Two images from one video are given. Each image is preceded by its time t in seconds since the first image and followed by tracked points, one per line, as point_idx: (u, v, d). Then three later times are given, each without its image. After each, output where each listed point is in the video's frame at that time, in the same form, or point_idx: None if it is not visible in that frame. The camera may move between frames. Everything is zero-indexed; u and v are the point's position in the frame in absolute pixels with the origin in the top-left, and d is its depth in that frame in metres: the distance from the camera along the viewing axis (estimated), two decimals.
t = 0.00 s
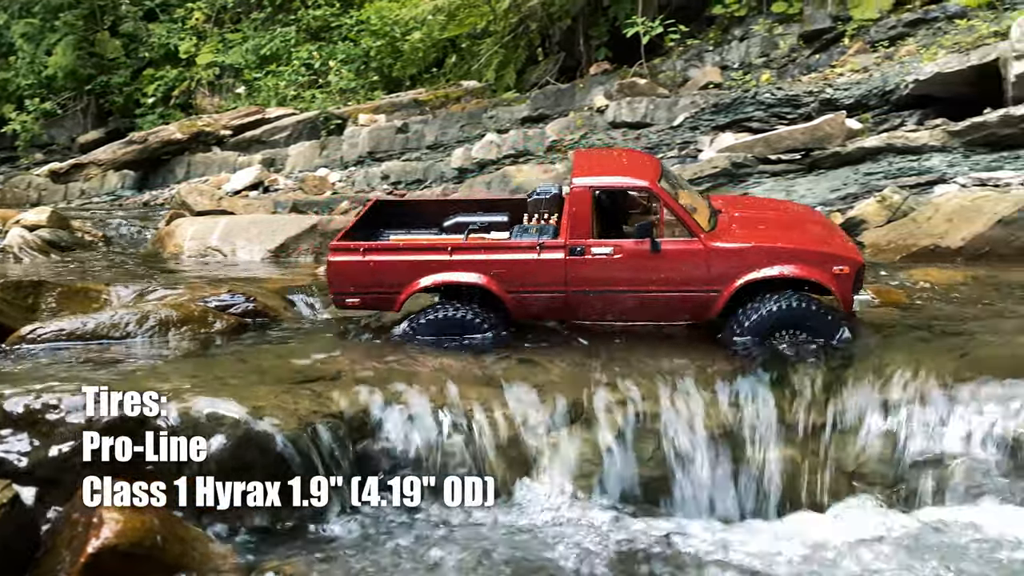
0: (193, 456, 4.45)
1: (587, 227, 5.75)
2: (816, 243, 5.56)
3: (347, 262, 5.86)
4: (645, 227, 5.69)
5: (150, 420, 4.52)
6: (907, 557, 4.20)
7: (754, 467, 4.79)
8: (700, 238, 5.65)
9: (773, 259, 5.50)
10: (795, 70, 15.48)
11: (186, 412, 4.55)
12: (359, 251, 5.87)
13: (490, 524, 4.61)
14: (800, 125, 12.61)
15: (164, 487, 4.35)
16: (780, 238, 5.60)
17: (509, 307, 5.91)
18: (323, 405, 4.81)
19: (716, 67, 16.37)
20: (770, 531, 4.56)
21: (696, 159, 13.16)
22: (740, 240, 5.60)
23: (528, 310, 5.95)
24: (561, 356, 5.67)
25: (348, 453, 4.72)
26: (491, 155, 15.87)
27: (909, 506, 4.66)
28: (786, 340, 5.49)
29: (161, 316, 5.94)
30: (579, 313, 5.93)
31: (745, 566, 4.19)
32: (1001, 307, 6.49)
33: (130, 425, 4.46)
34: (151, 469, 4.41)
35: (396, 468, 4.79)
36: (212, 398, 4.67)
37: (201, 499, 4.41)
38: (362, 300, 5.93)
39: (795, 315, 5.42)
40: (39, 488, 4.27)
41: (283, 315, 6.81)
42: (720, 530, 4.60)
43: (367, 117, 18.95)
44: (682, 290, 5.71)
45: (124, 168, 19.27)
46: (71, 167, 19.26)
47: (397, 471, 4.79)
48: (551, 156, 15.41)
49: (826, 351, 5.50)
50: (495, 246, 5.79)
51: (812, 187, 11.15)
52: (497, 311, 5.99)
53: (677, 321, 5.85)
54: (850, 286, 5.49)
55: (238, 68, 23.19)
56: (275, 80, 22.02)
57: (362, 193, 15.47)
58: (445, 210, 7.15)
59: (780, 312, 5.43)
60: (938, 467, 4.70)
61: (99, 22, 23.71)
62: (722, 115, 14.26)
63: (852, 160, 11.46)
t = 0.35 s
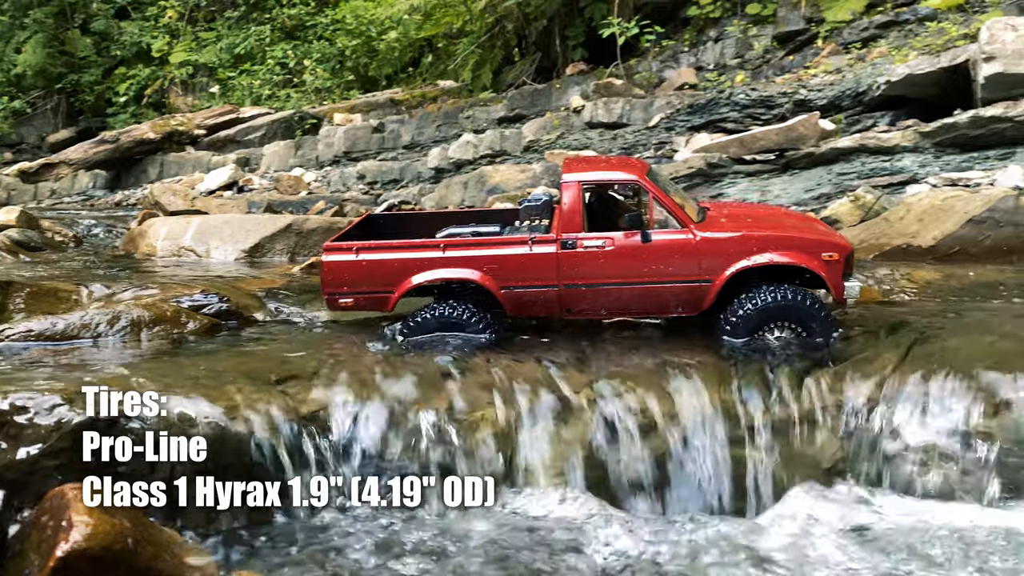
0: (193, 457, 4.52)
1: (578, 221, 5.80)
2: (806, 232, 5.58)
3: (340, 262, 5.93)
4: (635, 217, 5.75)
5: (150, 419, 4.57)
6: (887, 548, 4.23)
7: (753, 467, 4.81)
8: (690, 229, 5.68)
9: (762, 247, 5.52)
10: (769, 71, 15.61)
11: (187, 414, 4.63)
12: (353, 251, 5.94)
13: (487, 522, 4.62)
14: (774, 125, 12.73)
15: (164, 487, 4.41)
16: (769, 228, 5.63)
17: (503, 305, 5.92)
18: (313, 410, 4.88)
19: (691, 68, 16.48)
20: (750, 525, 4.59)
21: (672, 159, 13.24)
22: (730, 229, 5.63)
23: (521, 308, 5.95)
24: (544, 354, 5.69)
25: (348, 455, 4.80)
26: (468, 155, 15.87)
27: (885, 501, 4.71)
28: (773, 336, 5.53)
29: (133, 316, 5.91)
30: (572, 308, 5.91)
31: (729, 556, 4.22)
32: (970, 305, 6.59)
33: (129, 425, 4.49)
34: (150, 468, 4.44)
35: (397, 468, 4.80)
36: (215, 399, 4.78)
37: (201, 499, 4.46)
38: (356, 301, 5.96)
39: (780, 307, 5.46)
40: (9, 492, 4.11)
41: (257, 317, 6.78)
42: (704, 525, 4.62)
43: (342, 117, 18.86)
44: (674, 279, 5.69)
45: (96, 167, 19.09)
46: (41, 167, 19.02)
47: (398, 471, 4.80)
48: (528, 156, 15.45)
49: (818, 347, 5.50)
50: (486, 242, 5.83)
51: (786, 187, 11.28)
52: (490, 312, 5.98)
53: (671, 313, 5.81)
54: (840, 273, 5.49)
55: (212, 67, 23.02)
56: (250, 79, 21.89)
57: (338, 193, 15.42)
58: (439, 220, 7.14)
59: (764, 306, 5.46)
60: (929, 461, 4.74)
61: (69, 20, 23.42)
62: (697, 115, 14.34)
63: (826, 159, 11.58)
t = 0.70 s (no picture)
0: (193, 456, 4.60)
1: (552, 226, 5.81)
2: (781, 225, 5.57)
3: (314, 277, 5.97)
4: (609, 220, 5.75)
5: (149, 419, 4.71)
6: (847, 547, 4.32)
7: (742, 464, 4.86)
8: (664, 229, 5.69)
9: (738, 244, 5.52)
10: (737, 72, 15.75)
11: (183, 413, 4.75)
12: (326, 266, 5.97)
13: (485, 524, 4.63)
14: (742, 127, 12.86)
15: (164, 487, 4.55)
16: (745, 223, 5.62)
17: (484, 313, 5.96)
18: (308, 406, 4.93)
19: (661, 69, 16.58)
20: (726, 516, 4.60)
21: (642, 160, 13.33)
22: (704, 228, 5.63)
23: (503, 314, 6.00)
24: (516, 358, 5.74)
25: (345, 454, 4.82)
26: (439, 155, 15.84)
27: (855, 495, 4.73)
28: (754, 335, 5.51)
29: (92, 319, 5.93)
30: (552, 311, 5.94)
31: (699, 553, 4.26)
32: (931, 304, 6.70)
33: (126, 423, 4.63)
34: (150, 467, 4.57)
35: (385, 466, 4.81)
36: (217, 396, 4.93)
37: (202, 499, 4.57)
38: (332, 315, 6.01)
39: (762, 306, 5.42)
40: None
41: (221, 318, 6.75)
42: (683, 513, 4.64)
43: (312, 116, 18.76)
44: (652, 281, 5.72)
45: (61, 167, 18.74)
46: (5, 166, 18.71)
47: (398, 471, 4.82)
48: (500, 156, 15.45)
49: (796, 344, 5.53)
50: (460, 251, 5.85)
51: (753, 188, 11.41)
52: (470, 313, 5.99)
53: (651, 314, 5.85)
54: (817, 266, 5.49)
55: (180, 66, 22.81)
56: (219, 79, 21.72)
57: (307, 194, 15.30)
58: (412, 221, 7.11)
59: (747, 305, 5.42)
60: (946, 450, 4.66)
61: (33, 17, 23.06)
62: (667, 116, 14.42)
63: (792, 159, 11.73)
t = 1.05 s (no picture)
0: (193, 456, 4.99)
1: (552, 225, 5.90)
2: (781, 220, 5.72)
3: (309, 280, 6.00)
4: (609, 219, 5.86)
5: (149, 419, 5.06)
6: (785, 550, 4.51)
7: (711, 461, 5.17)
8: (665, 226, 5.82)
9: (739, 240, 5.67)
10: (701, 74, 15.90)
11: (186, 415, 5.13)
12: (320, 269, 6.00)
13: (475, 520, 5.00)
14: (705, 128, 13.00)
15: (164, 488, 4.91)
16: (744, 218, 5.77)
17: (482, 312, 6.06)
18: (317, 405, 5.31)
19: (626, 70, 16.67)
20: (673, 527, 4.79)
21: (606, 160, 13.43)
22: (705, 224, 5.77)
23: (501, 311, 6.10)
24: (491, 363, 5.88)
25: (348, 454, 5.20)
26: (405, 155, 15.81)
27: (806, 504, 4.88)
28: (754, 336, 5.67)
29: (38, 320, 5.93)
30: (551, 310, 6.07)
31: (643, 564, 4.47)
32: (884, 302, 6.87)
33: (126, 422, 4.98)
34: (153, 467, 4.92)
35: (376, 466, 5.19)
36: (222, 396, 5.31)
37: (202, 499, 4.97)
38: (328, 316, 6.07)
39: (767, 309, 5.57)
40: None
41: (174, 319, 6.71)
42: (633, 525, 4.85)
43: (276, 115, 18.61)
44: (651, 278, 5.86)
45: (17, 166, 18.36)
46: None
47: (399, 471, 5.19)
48: (465, 156, 15.45)
49: (792, 345, 5.72)
50: (458, 252, 5.93)
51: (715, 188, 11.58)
52: (467, 310, 6.08)
53: (648, 309, 6.01)
54: (817, 260, 5.66)
55: (141, 64, 22.50)
56: (181, 77, 21.44)
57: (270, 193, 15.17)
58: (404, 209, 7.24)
59: (752, 308, 5.56)
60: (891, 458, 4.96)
61: None
62: (632, 116, 14.51)
63: (752, 159, 11.94)
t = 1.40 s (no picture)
0: (193, 456, 5.12)
1: (535, 218, 5.84)
2: (765, 203, 5.67)
3: (293, 284, 5.99)
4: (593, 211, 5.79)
5: (149, 419, 5.16)
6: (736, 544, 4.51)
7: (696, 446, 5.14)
8: (647, 215, 5.78)
9: (723, 226, 5.63)
10: (663, 74, 16.01)
11: (189, 415, 5.21)
12: (304, 273, 6.00)
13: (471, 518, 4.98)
14: (667, 126, 13.11)
15: (163, 487, 5.06)
16: (728, 203, 5.72)
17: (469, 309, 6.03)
18: (318, 403, 5.32)
19: (590, 70, 16.75)
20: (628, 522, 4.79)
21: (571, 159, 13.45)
22: (687, 212, 5.73)
23: (490, 306, 6.08)
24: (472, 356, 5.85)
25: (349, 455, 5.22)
26: (368, 153, 15.75)
27: (764, 501, 4.86)
28: (743, 328, 5.58)
29: None
30: (539, 302, 6.04)
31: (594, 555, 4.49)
32: (839, 298, 6.98)
33: (126, 425, 5.10)
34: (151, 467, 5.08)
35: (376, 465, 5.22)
36: (227, 391, 5.35)
37: (203, 497, 5.08)
38: (315, 318, 6.09)
39: (753, 303, 5.48)
40: None
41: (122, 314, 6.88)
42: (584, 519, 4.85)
43: (238, 113, 18.44)
44: (638, 268, 5.83)
45: None
46: None
47: (401, 472, 5.23)
48: (429, 154, 15.42)
49: (783, 334, 5.64)
50: (440, 249, 5.90)
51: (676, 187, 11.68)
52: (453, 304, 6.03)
53: (639, 299, 5.99)
54: (802, 242, 5.62)
55: (99, 61, 22.15)
56: (141, 75, 21.13)
57: (231, 192, 15.00)
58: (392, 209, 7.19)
59: (739, 302, 5.47)
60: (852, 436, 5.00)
61: None
62: (594, 116, 14.60)
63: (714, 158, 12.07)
